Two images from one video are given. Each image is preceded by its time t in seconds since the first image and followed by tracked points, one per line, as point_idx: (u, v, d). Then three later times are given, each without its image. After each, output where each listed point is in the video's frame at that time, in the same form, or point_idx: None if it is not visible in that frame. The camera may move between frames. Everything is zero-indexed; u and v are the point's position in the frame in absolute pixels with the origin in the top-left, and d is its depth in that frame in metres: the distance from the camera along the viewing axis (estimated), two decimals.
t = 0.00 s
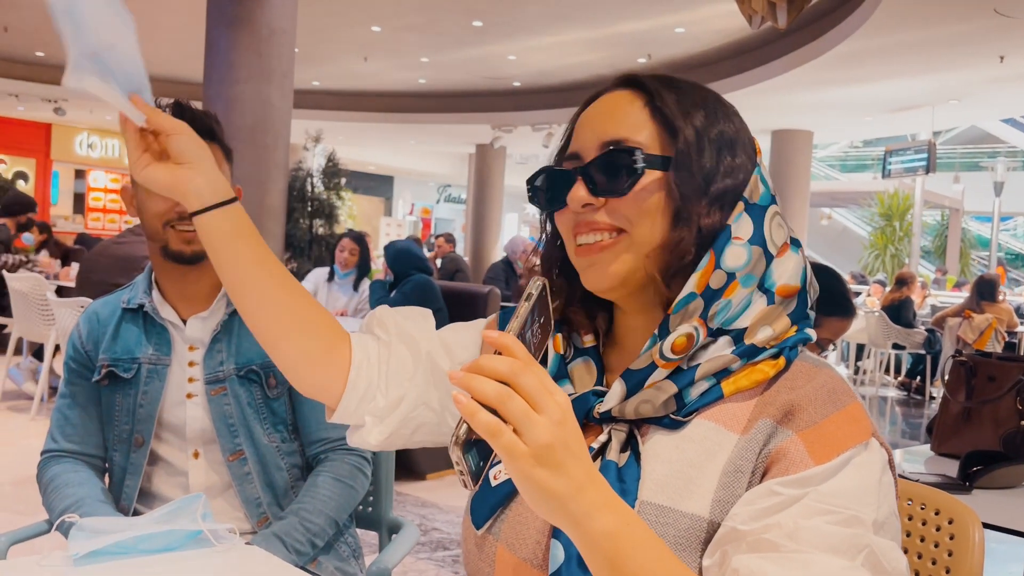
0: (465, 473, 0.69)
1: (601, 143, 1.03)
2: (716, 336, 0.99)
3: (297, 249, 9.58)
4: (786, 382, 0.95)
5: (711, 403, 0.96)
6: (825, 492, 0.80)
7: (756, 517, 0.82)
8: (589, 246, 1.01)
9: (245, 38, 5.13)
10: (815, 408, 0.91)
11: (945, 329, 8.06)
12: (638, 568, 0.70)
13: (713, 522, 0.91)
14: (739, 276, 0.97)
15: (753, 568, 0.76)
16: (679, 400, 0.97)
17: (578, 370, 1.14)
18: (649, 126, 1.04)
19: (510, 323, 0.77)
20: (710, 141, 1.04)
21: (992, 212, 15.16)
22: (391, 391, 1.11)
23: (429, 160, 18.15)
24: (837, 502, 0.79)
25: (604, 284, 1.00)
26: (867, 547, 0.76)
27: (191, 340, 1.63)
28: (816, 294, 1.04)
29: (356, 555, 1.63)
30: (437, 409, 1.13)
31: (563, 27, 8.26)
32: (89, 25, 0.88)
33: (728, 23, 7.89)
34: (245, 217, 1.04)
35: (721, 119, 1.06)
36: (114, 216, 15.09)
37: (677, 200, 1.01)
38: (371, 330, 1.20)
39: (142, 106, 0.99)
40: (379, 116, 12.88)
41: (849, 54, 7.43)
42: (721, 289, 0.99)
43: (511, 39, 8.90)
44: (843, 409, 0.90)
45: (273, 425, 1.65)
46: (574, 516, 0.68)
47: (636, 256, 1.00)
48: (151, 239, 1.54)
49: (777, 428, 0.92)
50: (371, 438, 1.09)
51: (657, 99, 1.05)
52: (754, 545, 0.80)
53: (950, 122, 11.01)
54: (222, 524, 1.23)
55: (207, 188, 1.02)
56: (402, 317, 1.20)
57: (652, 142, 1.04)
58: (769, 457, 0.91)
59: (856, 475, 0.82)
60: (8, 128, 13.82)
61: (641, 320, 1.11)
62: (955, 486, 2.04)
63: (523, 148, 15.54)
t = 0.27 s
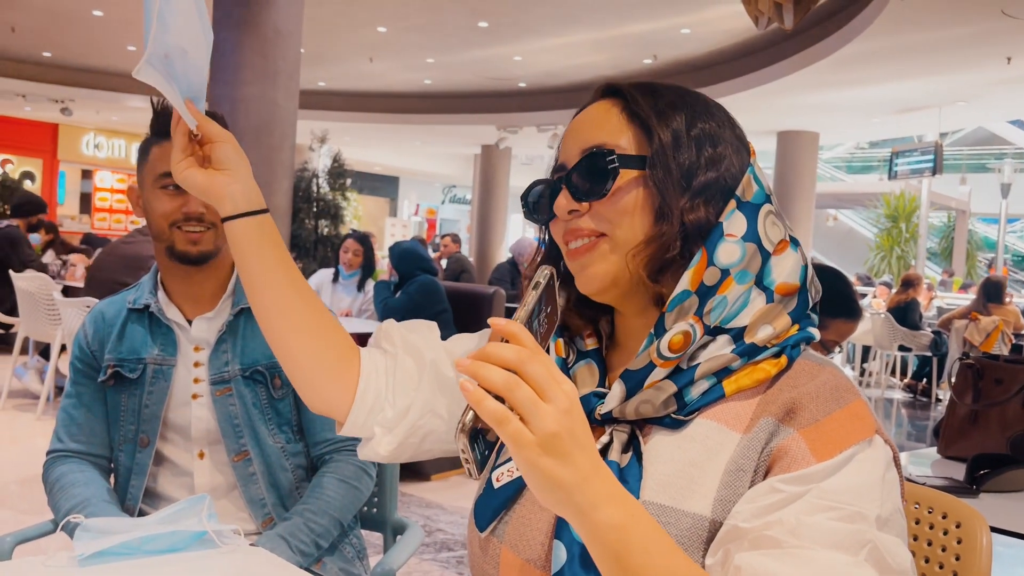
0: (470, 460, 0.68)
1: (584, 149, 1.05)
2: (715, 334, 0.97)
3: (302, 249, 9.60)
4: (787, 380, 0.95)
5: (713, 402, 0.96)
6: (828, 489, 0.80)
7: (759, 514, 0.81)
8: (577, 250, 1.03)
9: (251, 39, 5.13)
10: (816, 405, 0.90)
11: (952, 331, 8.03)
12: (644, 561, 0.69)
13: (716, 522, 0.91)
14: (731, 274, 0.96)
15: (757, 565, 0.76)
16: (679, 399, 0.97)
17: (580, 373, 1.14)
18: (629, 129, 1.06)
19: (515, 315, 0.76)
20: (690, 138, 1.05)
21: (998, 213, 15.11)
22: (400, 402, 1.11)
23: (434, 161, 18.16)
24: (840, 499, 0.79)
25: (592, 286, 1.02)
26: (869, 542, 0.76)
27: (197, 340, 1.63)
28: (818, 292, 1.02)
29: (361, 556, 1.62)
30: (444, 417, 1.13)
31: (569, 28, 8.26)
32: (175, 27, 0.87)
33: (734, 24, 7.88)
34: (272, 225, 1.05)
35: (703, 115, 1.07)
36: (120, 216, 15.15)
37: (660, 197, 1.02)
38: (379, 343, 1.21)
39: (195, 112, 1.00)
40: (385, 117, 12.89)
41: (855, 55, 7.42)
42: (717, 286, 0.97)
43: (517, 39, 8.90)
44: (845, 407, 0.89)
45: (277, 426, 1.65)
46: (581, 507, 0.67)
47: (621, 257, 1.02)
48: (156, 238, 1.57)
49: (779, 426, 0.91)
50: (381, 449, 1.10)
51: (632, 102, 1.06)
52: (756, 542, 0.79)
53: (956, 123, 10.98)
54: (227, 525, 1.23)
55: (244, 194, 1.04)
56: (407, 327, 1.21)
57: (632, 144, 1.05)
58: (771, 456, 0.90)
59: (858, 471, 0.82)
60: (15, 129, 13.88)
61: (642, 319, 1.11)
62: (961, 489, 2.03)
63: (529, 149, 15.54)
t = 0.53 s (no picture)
0: (476, 469, 0.69)
1: (590, 156, 1.05)
2: (722, 339, 0.97)
3: (307, 250, 9.62)
4: (794, 382, 0.94)
5: (719, 404, 0.95)
6: (833, 492, 0.80)
7: (765, 517, 0.81)
8: (584, 256, 1.03)
9: (256, 40, 5.15)
10: (822, 408, 0.90)
11: (957, 332, 8.01)
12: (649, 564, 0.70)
13: (722, 525, 0.91)
14: (738, 278, 0.95)
15: (764, 569, 0.76)
16: (685, 402, 0.97)
17: (585, 377, 1.14)
18: (634, 134, 1.05)
19: (520, 321, 0.76)
20: (696, 144, 1.05)
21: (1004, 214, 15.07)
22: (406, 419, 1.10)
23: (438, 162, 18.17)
24: (846, 502, 0.79)
25: (601, 293, 1.02)
26: (876, 546, 0.76)
27: (204, 342, 1.63)
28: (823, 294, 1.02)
29: (367, 558, 1.63)
30: (450, 429, 1.12)
31: (574, 28, 8.26)
32: (157, 63, 0.87)
33: (739, 25, 7.87)
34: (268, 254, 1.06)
35: (708, 121, 1.08)
36: (125, 217, 15.19)
37: (667, 204, 1.02)
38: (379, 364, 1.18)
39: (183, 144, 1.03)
40: (390, 118, 12.90)
41: (860, 56, 7.41)
42: (722, 291, 0.96)
43: (522, 40, 8.90)
44: (851, 409, 0.89)
45: (284, 427, 1.65)
46: (589, 514, 0.67)
47: (631, 262, 1.02)
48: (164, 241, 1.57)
49: (785, 429, 0.91)
50: (390, 466, 1.08)
51: (637, 107, 1.07)
52: (763, 545, 0.79)
53: (961, 124, 10.96)
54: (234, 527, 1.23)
55: (238, 227, 1.05)
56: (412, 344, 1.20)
57: (638, 148, 1.05)
58: (777, 458, 0.91)
59: (864, 475, 0.82)
60: (21, 130, 13.92)
61: (646, 324, 1.11)
62: (968, 491, 2.02)
63: (533, 150, 15.54)
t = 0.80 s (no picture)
0: (478, 469, 0.72)
1: (592, 160, 1.06)
2: (720, 341, 0.98)
3: (311, 251, 9.65)
4: (788, 383, 0.96)
5: (715, 404, 0.97)
6: (827, 491, 0.81)
7: (760, 517, 0.83)
8: (586, 259, 1.06)
9: (260, 42, 5.17)
10: (816, 408, 0.92)
11: (961, 332, 8.01)
12: (648, 563, 0.71)
13: (718, 523, 0.92)
14: (737, 283, 0.97)
15: (760, 567, 0.78)
16: (682, 403, 0.98)
17: (584, 379, 1.15)
18: (637, 139, 1.06)
19: (521, 324, 0.77)
20: (699, 149, 1.06)
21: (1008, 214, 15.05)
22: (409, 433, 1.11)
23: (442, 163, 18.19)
24: (841, 501, 0.80)
25: (602, 296, 1.05)
26: (871, 544, 0.77)
27: (210, 343, 1.64)
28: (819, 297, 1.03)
29: (372, 557, 1.64)
30: (450, 438, 1.14)
31: (577, 29, 8.27)
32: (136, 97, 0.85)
33: (741, 26, 7.88)
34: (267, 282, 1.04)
35: (709, 123, 1.08)
36: (130, 218, 15.21)
37: (670, 212, 1.04)
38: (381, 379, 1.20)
39: (177, 173, 0.96)
40: (393, 118, 12.92)
41: (863, 56, 7.40)
42: (722, 296, 0.98)
43: (525, 42, 8.92)
44: (845, 409, 0.91)
45: (290, 427, 1.66)
46: (588, 516, 0.69)
47: (631, 268, 1.04)
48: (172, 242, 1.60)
49: (780, 429, 0.93)
50: (397, 479, 1.10)
51: (639, 110, 1.07)
52: (760, 544, 0.81)
53: (965, 124, 10.95)
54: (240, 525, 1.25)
55: (230, 260, 1.02)
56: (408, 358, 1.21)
57: (639, 153, 1.06)
58: (772, 457, 0.92)
59: (858, 473, 0.83)
60: (26, 131, 13.97)
61: (645, 326, 1.12)
62: (968, 491, 2.03)
63: (536, 151, 15.55)
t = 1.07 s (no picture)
0: (465, 477, 0.70)
1: (622, 163, 1.01)
2: (719, 347, 0.99)
3: (313, 251, 9.66)
4: (781, 378, 0.95)
5: (710, 401, 0.96)
6: (820, 484, 0.81)
7: (752, 510, 0.83)
8: (602, 265, 1.02)
9: (262, 42, 5.17)
10: (810, 402, 0.91)
11: (963, 331, 8.00)
12: (634, 559, 0.72)
13: (712, 517, 0.92)
14: (751, 300, 0.97)
15: (750, 562, 0.78)
16: (676, 401, 0.98)
17: (580, 378, 1.14)
18: (671, 144, 1.01)
19: (501, 328, 0.77)
20: (731, 165, 1.04)
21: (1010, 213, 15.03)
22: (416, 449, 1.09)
23: (443, 163, 18.21)
24: (834, 494, 0.80)
25: (615, 303, 1.02)
26: (863, 536, 0.77)
27: (213, 342, 1.65)
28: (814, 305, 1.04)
29: (374, 555, 1.64)
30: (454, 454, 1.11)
31: (578, 29, 8.28)
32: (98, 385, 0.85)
33: (743, 25, 7.88)
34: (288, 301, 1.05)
35: (741, 132, 1.05)
36: (132, 218, 15.25)
37: (699, 231, 1.01)
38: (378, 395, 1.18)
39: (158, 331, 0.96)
40: (395, 118, 12.93)
41: (865, 55, 7.40)
42: (735, 311, 0.98)
43: (527, 42, 8.92)
44: (839, 402, 0.90)
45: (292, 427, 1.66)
46: (575, 517, 0.69)
47: (651, 279, 1.01)
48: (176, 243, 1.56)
49: (774, 422, 0.92)
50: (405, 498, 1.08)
51: (677, 114, 1.02)
52: (753, 537, 0.81)
53: (967, 123, 10.94)
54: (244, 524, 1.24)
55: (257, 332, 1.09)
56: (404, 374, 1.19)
57: (672, 161, 1.01)
58: (766, 451, 0.92)
59: (850, 466, 0.83)
60: (28, 132, 13.99)
61: (645, 327, 1.11)
62: (972, 490, 2.03)
63: (538, 150, 15.55)
